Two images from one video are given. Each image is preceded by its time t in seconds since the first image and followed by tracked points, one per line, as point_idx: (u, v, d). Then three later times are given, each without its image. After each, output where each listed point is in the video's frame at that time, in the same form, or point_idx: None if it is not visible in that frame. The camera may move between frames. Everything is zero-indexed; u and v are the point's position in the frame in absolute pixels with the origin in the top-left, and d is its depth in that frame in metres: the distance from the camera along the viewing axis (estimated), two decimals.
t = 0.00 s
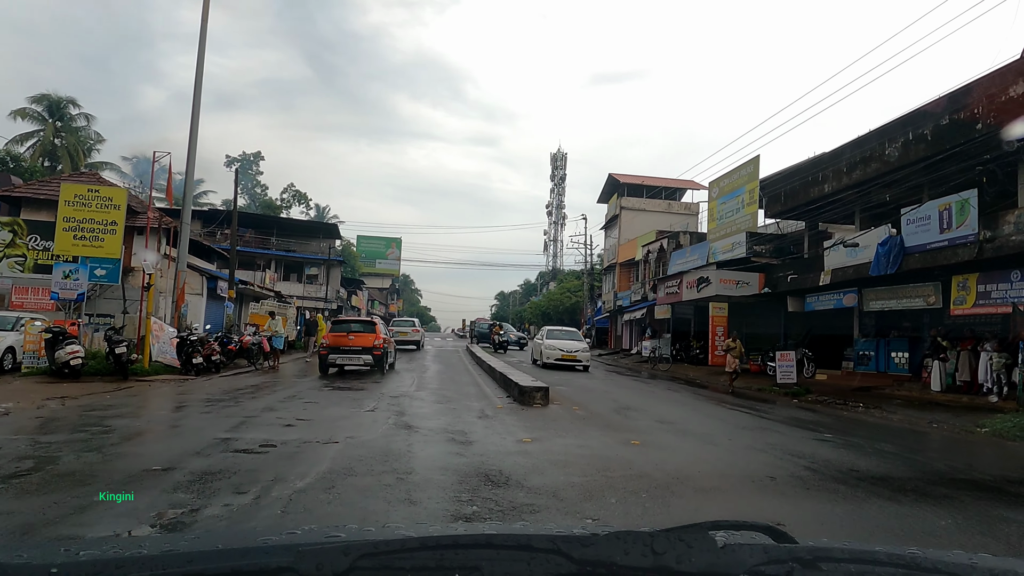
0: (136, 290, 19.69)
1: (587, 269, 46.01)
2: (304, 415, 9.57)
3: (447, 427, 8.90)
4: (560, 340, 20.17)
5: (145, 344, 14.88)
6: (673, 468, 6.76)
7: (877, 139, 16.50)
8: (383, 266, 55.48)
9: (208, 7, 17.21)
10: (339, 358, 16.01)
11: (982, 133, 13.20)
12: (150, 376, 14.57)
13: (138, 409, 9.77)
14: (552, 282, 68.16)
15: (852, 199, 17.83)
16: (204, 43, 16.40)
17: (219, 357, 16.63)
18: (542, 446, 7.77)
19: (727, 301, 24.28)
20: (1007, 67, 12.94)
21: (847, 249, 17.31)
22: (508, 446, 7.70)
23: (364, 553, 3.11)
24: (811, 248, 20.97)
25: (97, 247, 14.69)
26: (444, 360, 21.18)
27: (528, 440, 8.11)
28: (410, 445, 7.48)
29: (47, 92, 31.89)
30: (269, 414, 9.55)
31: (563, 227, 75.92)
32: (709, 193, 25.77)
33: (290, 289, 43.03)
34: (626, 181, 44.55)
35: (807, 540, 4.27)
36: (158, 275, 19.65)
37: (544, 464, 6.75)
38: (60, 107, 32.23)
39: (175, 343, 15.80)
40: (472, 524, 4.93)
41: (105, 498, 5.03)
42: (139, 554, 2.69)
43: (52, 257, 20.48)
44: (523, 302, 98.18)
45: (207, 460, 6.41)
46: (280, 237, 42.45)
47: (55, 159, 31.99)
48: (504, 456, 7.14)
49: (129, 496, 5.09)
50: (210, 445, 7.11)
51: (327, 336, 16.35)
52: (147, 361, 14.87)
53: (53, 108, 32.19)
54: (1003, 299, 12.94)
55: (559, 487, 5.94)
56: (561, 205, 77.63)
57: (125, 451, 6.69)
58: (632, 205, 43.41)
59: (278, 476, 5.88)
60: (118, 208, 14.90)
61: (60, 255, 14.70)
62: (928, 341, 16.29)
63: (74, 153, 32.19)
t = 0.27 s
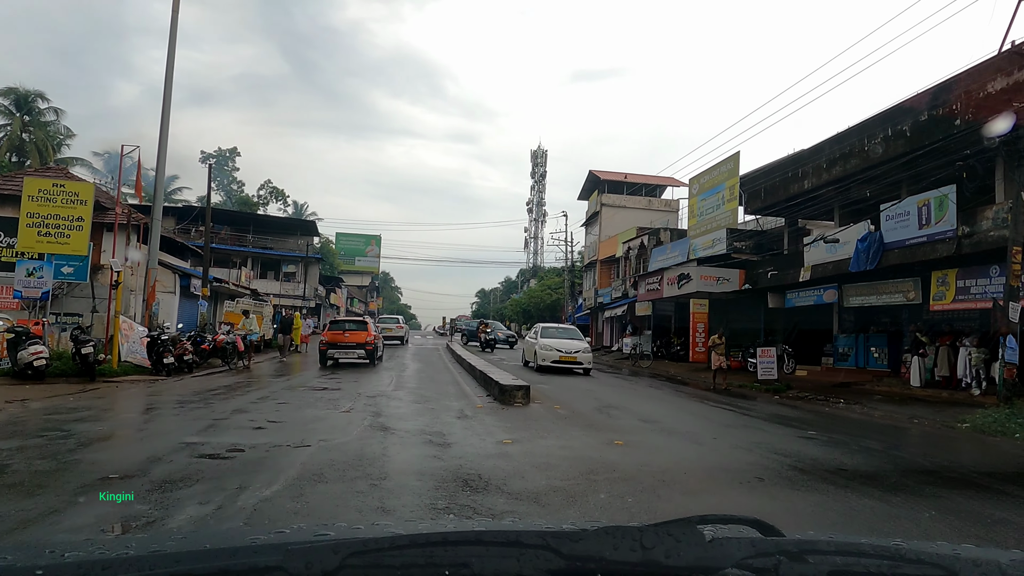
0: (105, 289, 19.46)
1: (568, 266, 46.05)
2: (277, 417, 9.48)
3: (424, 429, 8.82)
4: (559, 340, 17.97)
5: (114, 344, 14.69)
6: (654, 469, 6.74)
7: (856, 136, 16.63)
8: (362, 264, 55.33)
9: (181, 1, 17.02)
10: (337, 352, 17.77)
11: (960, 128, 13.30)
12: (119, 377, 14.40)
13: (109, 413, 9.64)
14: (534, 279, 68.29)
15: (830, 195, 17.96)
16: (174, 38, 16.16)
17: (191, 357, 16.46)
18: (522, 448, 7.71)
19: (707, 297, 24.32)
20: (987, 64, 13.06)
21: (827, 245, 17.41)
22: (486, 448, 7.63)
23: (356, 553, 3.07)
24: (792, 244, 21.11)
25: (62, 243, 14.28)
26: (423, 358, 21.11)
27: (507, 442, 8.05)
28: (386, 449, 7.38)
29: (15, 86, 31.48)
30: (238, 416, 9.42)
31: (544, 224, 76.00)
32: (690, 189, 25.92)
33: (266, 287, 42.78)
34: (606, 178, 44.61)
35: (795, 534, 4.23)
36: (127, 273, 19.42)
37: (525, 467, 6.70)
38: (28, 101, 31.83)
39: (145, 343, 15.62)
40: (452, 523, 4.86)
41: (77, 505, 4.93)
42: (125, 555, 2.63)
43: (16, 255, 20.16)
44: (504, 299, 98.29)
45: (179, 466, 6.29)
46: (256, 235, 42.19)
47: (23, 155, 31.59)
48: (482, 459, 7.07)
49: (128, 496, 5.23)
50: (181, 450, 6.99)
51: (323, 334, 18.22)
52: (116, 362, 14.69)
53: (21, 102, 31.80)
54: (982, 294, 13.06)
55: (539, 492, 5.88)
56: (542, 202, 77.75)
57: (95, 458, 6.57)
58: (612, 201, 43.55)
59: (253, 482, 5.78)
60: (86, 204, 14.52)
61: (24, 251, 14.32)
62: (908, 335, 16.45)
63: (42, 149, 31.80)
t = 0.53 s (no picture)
0: (76, 288, 19.20)
1: (550, 263, 46.15)
2: (251, 419, 9.37)
3: (403, 431, 8.72)
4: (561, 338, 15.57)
5: (84, 345, 14.49)
6: (637, 471, 6.72)
7: (837, 134, 16.73)
8: (343, 262, 55.18)
9: None
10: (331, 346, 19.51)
11: (940, 126, 13.39)
12: (89, 378, 14.20)
13: (82, 415, 9.50)
14: (516, 277, 68.43)
15: (811, 193, 18.08)
16: (145, 33, 15.93)
17: (165, 357, 16.29)
18: (504, 450, 7.65)
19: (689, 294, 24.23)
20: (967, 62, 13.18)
21: (808, 242, 17.51)
22: (467, 450, 7.54)
23: (345, 551, 3.01)
24: (774, 242, 21.20)
25: (30, 242, 13.92)
26: (404, 357, 21.05)
27: (488, 444, 7.97)
28: (364, 452, 7.26)
29: None
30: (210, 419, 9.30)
31: (527, 222, 76.20)
32: (673, 186, 26.01)
33: (245, 285, 42.58)
34: (587, 176, 44.72)
35: (784, 529, 4.21)
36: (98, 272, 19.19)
37: (507, 470, 6.62)
38: None
39: (118, 342, 15.41)
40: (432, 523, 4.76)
41: (53, 510, 4.83)
42: (119, 549, 2.56)
43: None
44: (487, 297, 98.39)
45: (155, 469, 6.18)
46: (235, 233, 41.98)
47: None
48: (463, 462, 6.97)
49: (128, 496, 5.24)
50: (153, 453, 6.84)
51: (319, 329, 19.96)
52: (85, 363, 14.48)
53: None
54: (962, 291, 13.14)
55: (521, 496, 5.80)
56: (525, 199, 77.95)
57: (67, 462, 6.45)
58: (595, 199, 43.64)
59: (230, 486, 5.68)
60: (54, 199, 14.10)
61: None
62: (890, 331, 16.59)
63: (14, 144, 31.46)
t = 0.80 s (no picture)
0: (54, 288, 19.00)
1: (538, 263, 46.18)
2: (231, 422, 9.28)
3: (387, 435, 8.64)
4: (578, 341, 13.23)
5: (61, 347, 14.32)
6: (625, 474, 6.69)
7: (823, 133, 16.83)
8: (329, 262, 55.05)
9: None
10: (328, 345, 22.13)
11: (927, 125, 13.46)
12: (66, 381, 14.04)
13: (59, 419, 9.38)
14: (503, 277, 68.47)
15: (798, 192, 18.18)
16: (125, 31, 15.77)
17: (145, 359, 16.14)
18: (490, 454, 7.58)
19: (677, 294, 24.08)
20: (955, 60, 13.28)
21: (795, 241, 17.57)
22: (452, 454, 7.46)
23: (338, 551, 2.97)
24: (761, 241, 21.25)
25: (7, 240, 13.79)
26: (390, 357, 21.01)
27: (474, 447, 7.89)
28: (346, 457, 7.16)
29: None
30: (187, 423, 9.19)
31: (514, 222, 76.28)
32: (660, 186, 26.08)
33: (229, 285, 42.40)
34: (575, 175, 44.78)
35: (778, 527, 4.19)
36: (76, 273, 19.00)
37: (493, 475, 6.55)
38: None
39: (97, 344, 15.26)
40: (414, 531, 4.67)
41: (34, 516, 4.75)
42: (114, 544, 2.51)
43: None
44: (474, 297, 98.40)
45: (135, 474, 6.09)
46: (219, 232, 41.81)
47: None
48: (447, 466, 6.89)
49: (128, 496, 5.32)
50: (131, 459, 6.72)
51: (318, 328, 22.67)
52: (63, 366, 14.33)
53: None
54: (950, 290, 13.20)
55: (507, 501, 5.73)
56: (512, 198, 78.02)
57: (43, 467, 6.34)
58: (583, 199, 43.78)
59: (215, 490, 5.61)
60: (31, 197, 13.95)
61: None
62: (877, 330, 16.65)
63: None
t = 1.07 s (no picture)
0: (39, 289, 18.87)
1: (529, 264, 46.18)
2: (216, 426, 9.18)
3: (375, 438, 8.56)
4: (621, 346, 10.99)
5: (45, 349, 14.21)
6: (617, 479, 6.65)
7: (815, 133, 16.94)
8: (320, 263, 54.98)
9: None
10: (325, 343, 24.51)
11: (919, 125, 13.55)
12: (50, 383, 13.93)
13: (42, 422, 9.28)
14: (494, 278, 68.48)
15: (790, 192, 18.31)
16: (112, 29, 15.63)
17: (132, 360, 16.04)
18: (480, 458, 7.51)
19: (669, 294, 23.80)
20: (944, 61, 13.37)
21: (787, 242, 17.62)
22: (441, 459, 7.40)
23: (335, 551, 2.92)
24: (752, 242, 21.30)
25: None
26: (381, 359, 20.98)
27: (463, 451, 7.82)
28: (333, 462, 7.08)
29: None
30: (166, 427, 9.06)
31: (507, 222, 76.31)
32: (651, 186, 26.18)
33: (218, 286, 42.30)
34: (567, 176, 44.79)
35: (775, 527, 4.14)
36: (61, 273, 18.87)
37: (483, 480, 6.47)
38: None
39: (82, 345, 15.11)
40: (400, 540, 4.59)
41: (16, 525, 4.67)
42: (111, 543, 2.46)
43: None
44: (465, 298, 98.40)
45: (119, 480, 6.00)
46: (208, 232, 41.72)
47: None
48: (436, 472, 6.81)
49: (127, 496, 5.46)
50: (113, 465, 6.63)
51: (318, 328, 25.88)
52: (46, 368, 14.22)
53: None
54: (942, 290, 13.24)
55: (498, 507, 5.65)
56: (504, 199, 78.00)
57: (26, 473, 6.25)
58: (574, 199, 43.84)
59: (203, 497, 5.53)
60: (14, 197, 13.84)
61: None
62: (869, 330, 16.67)
63: None
